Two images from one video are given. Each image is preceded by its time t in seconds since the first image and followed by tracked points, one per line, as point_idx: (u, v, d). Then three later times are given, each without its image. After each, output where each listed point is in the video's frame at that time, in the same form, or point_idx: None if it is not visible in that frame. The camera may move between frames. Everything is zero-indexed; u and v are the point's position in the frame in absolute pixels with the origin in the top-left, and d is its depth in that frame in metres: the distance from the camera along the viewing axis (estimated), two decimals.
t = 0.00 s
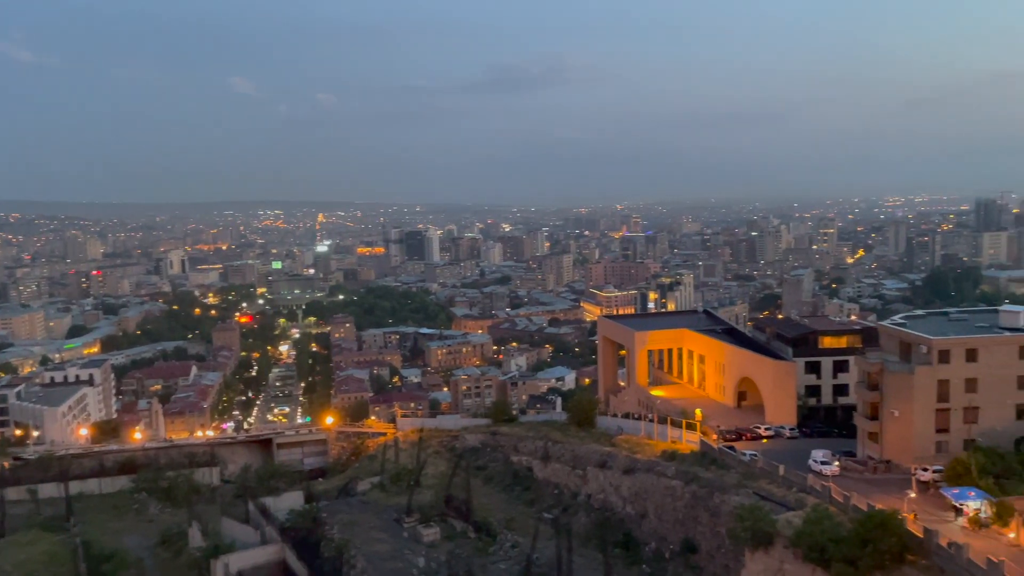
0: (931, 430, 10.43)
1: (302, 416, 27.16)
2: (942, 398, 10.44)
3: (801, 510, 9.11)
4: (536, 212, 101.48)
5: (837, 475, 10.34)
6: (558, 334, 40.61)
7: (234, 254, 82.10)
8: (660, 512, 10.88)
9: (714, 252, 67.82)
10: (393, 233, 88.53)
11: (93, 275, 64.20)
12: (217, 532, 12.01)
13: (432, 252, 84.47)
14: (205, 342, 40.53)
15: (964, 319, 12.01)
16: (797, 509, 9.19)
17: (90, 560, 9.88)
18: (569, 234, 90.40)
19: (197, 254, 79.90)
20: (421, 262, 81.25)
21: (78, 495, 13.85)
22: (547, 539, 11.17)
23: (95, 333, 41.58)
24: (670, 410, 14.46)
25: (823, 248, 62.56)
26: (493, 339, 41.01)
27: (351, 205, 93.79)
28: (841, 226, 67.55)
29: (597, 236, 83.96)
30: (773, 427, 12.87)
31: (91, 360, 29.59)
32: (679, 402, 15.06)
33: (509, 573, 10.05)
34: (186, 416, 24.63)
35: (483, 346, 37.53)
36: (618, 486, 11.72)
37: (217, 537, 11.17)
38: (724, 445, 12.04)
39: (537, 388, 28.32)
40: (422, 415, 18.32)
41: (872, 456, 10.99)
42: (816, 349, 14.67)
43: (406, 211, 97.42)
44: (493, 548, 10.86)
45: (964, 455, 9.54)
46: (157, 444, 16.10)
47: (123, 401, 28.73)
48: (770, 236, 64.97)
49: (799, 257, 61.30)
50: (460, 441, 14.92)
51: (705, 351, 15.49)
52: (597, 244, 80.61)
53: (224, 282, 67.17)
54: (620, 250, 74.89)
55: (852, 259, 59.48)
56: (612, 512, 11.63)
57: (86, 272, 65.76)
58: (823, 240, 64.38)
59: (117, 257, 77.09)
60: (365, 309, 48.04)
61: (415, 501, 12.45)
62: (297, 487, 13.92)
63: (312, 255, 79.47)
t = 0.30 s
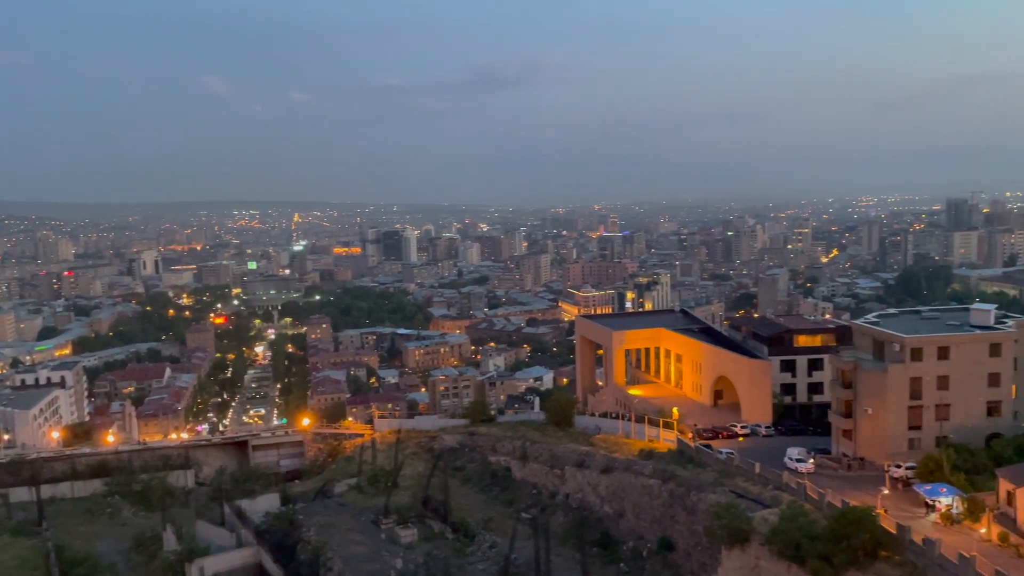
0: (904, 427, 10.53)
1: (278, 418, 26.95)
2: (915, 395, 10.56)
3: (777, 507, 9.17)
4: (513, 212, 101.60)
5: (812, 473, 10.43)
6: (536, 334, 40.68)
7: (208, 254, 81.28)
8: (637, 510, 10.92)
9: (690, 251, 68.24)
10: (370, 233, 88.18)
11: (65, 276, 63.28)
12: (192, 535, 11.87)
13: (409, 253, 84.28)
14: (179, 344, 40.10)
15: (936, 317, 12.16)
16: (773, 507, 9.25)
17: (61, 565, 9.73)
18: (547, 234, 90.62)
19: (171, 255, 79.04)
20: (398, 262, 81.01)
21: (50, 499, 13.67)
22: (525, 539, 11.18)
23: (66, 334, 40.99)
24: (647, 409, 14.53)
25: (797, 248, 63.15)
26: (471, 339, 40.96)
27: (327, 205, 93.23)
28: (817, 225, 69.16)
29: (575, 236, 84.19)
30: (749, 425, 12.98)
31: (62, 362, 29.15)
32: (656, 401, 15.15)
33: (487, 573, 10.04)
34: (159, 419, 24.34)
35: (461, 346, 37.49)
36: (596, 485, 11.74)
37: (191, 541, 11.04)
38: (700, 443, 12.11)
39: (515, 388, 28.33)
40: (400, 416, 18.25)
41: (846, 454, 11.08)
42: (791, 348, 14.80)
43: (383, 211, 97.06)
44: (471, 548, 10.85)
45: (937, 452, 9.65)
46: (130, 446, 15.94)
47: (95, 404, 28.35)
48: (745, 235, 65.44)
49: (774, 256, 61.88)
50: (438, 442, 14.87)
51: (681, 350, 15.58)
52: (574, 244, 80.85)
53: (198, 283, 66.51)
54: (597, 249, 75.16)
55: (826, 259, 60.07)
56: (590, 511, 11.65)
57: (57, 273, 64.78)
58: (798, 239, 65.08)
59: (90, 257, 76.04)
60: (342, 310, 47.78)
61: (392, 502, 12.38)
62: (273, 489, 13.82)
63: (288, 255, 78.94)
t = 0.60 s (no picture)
0: (878, 425, 10.65)
1: (254, 419, 26.74)
2: (889, 393, 10.68)
3: (754, 505, 9.23)
4: (491, 212, 101.59)
5: (788, 470, 10.51)
6: (515, 334, 40.70)
7: (183, 254, 80.43)
8: (616, 509, 10.94)
9: (667, 250, 68.59)
10: (347, 233, 87.76)
11: (36, 276, 62.36)
12: (167, 539, 11.73)
13: (387, 253, 83.98)
14: (153, 345, 39.64)
15: (909, 316, 12.32)
16: (750, 505, 9.31)
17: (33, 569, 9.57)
18: (525, 235, 90.65)
19: (145, 255, 78.11)
20: (375, 262, 80.69)
21: (22, 503, 13.46)
22: (504, 539, 11.17)
23: (37, 336, 40.38)
24: (626, 409, 14.56)
25: (773, 248, 63.69)
26: (449, 339, 40.87)
27: (303, 204, 92.60)
28: (793, 225, 70.00)
29: (553, 236, 84.36)
30: (726, 424, 13.05)
31: (34, 364, 28.72)
32: (634, 400, 15.19)
33: (466, 574, 10.02)
34: (133, 421, 24.07)
35: (439, 346, 37.42)
36: (575, 484, 11.75)
37: (166, 544, 10.90)
38: (678, 442, 12.16)
39: (494, 388, 28.30)
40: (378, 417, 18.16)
41: (822, 451, 11.18)
42: (768, 346, 14.90)
43: (361, 211, 96.64)
44: (450, 549, 10.82)
45: (911, 449, 9.75)
46: (103, 449, 15.73)
47: (67, 406, 27.97)
48: (722, 235, 65.83)
49: (751, 255, 62.36)
50: (416, 442, 14.80)
51: (660, 349, 15.64)
52: (552, 243, 80.98)
53: (173, 283, 65.81)
54: (575, 249, 75.34)
55: (801, 258, 60.62)
56: (568, 511, 11.66)
57: (28, 274, 63.78)
58: (774, 239, 65.64)
59: (62, 258, 74.92)
60: (319, 310, 47.49)
61: (370, 503, 12.31)
62: (249, 491, 13.70)
63: (264, 256, 78.35)
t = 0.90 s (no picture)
0: (853, 422, 10.76)
1: (231, 420, 26.55)
2: (865, 391, 10.80)
3: (732, 502, 9.30)
4: (470, 211, 101.52)
5: (765, 468, 10.60)
6: (494, 333, 40.71)
7: (159, 254, 79.57)
8: (595, 508, 10.98)
9: (646, 249, 68.87)
10: (325, 232, 87.32)
11: (8, 276, 61.45)
12: (143, 541, 11.61)
13: (365, 252, 83.64)
14: (128, 346, 39.20)
15: (884, 314, 12.46)
16: (728, 502, 9.38)
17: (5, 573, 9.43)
18: (504, 234, 90.63)
19: (120, 255, 77.21)
20: (354, 262, 80.35)
21: None
22: (483, 538, 11.18)
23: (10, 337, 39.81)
24: (605, 408, 14.61)
25: (750, 247, 64.16)
26: (429, 339, 40.78)
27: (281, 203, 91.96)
28: (770, 224, 70.56)
29: (532, 235, 84.41)
30: (704, 422, 13.13)
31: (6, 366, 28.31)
32: (613, 399, 15.24)
33: (446, 573, 10.02)
34: (109, 422, 23.85)
35: (419, 346, 37.33)
36: (554, 483, 11.78)
37: (143, 547, 10.79)
38: (657, 440, 12.22)
39: (473, 387, 28.29)
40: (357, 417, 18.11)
41: (798, 449, 11.28)
42: (745, 345, 15.00)
43: (339, 210, 96.17)
44: (429, 549, 10.81)
45: (885, 447, 9.87)
46: (78, 451, 15.55)
47: (41, 408, 27.59)
48: (700, 234, 66.18)
49: (728, 254, 62.79)
50: (395, 442, 14.76)
51: (638, 348, 15.71)
52: (532, 243, 81.06)
53: (149, 284, 65.13)
54: (554, 249, 75.48)
55: (778, 257, 61.11)
56: (548, 510, 11.68)
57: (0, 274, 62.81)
58: (751, 238, 66.14)
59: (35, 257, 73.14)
60: (297, 310, 47.23)
61: (350, 504, 12.26)
62: (227, 493, 13.61)
63: (241, 255, 77.77)
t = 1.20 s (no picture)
0: (830, 420, 10.87)
1: (209, 421, 26.34)
2: (841, 388, 10.90)
3: (711, 500, 9.35)
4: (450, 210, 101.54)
5: (744, 466, 10.68)
6: (474, 333, 40.68)
7: (136, 254, 78.74)
8: (575, 506, 11.00)
9: (625, 248, 69.14)
10: (304, 232, 86.80)
11: None
12: (119, 544, 11.47)
13: (344, 252, 83.29)
14: (103, 346, 38.73)
15: (860, 313, 12.60)
16: (707, 500, 9.43)
17: None
18: (483, 234, 90.60)
19: (95, 255, 76.31)
20: (333, 262, 79.98)
21: None
22: (463, 538, 11.18)
23: None
24: (584, 406, 14.66)
25: (729, 246, 64.63)
26: (408, 339, 40.67)
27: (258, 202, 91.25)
28: (748, 224, 71.10)
29: (512, 234, 84.45)
30: (683, 420, 13.20)
31: None
32: (593, 398, 15.29)
33: (426, 573, 10.00)
34: (84, 424, 23.60)
35: (398, 346, 37.24)
36: (534, 482, 11.80)
37: (119, 549, 10.68)
38: (636, 439, 12.28)
39: (453, 387, 28.28)
40: (336, 417, 18.04)
41: (776, 447, 11.38)
42: (724, 343, 15.11)
43: (318, 210, 95.65)
44: (409, 549, 10.78)
45: (861, 444, 9.98)
46: (53, 453, 15.38)
47: (14, 410, 27.22)
48: (679, 234, 66.48)
49: (707, 254, 63.23)
50: (375, 443, 14.70)
51: (618, 347, 15.77)
52: (512, 242, 81.09)
53: (124, 284, 64.39)
54: (534, 248, 75.59)
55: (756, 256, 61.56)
56: (528, 509, 11.71)
57: None
58: (729, 238, 66.66)
59: (8, 257, 69.72)
60: (275, 310, 46.97)
61: (329, 505, 12.20)
62: (205, 494, 13.51)
63: (219, 255, 77.15)
